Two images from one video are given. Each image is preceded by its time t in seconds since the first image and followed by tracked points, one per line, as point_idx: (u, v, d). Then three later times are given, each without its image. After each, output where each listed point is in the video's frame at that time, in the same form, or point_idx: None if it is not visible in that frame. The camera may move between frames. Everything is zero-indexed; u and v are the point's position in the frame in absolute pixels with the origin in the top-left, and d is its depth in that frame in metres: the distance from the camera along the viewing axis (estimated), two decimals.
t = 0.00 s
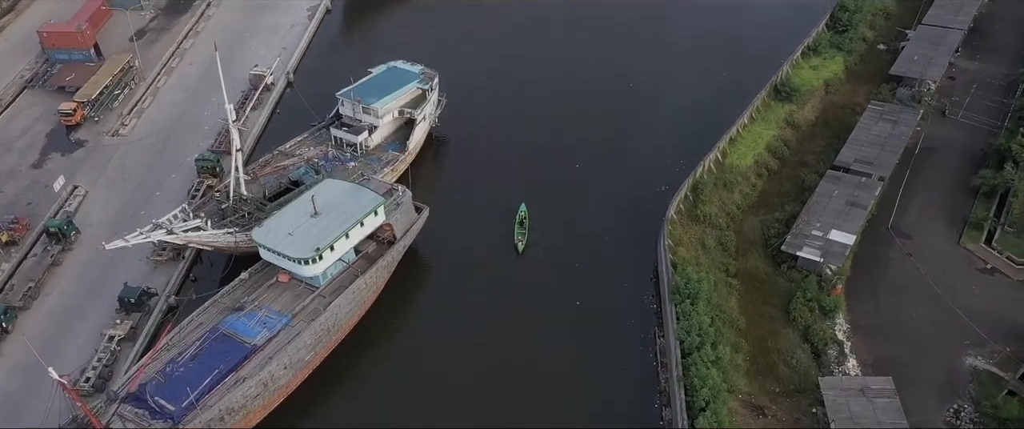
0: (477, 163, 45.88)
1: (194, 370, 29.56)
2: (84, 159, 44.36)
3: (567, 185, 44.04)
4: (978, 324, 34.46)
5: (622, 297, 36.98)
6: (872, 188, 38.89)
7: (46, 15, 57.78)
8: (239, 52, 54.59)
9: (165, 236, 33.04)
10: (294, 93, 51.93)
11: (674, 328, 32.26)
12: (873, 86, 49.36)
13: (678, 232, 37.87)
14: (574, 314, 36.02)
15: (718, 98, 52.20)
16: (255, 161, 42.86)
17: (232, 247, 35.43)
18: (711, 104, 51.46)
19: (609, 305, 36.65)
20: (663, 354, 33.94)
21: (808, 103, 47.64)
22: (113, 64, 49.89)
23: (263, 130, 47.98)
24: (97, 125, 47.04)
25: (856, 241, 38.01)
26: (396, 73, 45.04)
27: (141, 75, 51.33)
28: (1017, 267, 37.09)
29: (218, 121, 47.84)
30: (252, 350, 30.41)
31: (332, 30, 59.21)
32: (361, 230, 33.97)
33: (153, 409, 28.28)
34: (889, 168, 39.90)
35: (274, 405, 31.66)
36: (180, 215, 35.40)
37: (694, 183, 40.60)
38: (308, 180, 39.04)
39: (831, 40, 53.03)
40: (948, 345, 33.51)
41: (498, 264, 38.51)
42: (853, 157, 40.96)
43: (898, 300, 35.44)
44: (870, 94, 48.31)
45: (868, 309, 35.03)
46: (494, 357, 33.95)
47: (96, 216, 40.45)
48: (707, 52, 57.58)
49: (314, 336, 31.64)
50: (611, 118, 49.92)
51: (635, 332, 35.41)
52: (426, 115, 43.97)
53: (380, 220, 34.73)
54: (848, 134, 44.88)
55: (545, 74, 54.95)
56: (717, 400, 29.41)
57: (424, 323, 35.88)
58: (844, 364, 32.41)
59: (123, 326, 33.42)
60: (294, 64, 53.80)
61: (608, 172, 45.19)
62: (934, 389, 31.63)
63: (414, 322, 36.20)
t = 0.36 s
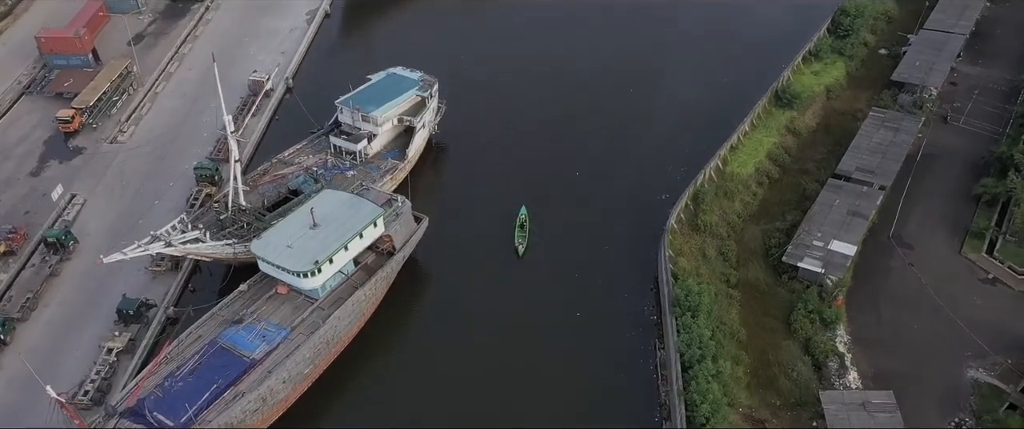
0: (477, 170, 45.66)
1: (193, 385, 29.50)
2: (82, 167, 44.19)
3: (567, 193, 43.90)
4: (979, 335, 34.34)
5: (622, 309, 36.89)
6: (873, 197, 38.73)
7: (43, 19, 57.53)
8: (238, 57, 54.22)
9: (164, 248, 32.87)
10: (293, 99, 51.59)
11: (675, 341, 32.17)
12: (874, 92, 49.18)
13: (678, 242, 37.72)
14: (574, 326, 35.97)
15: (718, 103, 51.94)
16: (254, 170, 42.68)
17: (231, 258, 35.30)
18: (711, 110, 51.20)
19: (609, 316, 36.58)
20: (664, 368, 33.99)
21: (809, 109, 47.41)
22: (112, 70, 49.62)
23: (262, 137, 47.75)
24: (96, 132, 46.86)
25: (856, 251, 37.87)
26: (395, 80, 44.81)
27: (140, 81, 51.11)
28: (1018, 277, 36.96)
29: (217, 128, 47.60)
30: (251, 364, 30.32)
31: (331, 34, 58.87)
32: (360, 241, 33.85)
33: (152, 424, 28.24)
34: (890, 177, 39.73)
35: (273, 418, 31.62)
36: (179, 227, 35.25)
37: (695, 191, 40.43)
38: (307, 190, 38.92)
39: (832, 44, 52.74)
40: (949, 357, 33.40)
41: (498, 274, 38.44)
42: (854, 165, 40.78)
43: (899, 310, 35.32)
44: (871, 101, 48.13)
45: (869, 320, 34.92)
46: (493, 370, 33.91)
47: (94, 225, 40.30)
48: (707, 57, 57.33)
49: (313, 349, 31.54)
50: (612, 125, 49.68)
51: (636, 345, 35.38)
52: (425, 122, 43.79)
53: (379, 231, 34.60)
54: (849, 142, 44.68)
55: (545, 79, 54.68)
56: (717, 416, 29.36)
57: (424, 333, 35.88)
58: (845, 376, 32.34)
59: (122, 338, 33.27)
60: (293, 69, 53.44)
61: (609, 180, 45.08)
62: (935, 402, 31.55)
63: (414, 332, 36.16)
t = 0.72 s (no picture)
0: (477, 174, 45.35)
1: (192, 397, 29.47)
2: (80, 173, 44.02)
3: (567, 198, 43.69)
4: (980, 344, 34.25)
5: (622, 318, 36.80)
6: (874, 204, 38.58)
7: (41, 21, 57.20)
8: (236, 59, 53.74)
9: (162, 258, 32.73)
10: (292, 103, 51.24)
11: (675, 351, 32.10)
12: (875, 96, 48.97)
13: (679, 249, 37.57)
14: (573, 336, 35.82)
15: (719, 106, 51.65)
16: (253, 176, 42.47)
17: (230, 268, 35.14)
18: (713, 112, 50.86)
19: (608, 325, 36.42)
20: (664, 378, 33.91)
21: (810, 113, 47.17)
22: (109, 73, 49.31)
23: (260, 142, 47.51)
24: (93, 137, 46.62)
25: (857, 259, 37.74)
26: (394, 85, 44.57)
27: (138, 84, 50.80)
28: (1020, 286, 36.84)
29: (215, 132, 47.33)
30: (250, 376, 30.26)
31: (330, 35, 58.49)
32: (359, 251, 33.73)
33: None
34: (892, 184, 39.56)
35: None
36: (177, 236, 35.09)
37: (696, 197, 40.24)
38: (306, 197, 38.77)
39: (832, 47, 52.30)
40: (950, 366, 33.34)
41: (497, 281, 38.31)
42: (855, 171, 40.60)
43: (900, 319, 35.23)
44: (873, 105, 47.92)
45: (870, 329, 34.83)
46: (493, 380, 33.86)
47: (92, 232, 40.15)
48: (708, 58, 56.92)
49: (312, 360, 31.48)
50: (612, 128, 49.39)
51: (635, 354, 35.26)
52: (425, 128, 43.59)
53: (378, 240, 34.47)
54: (850, 147, 44.47)
55: (545, 81, 54.32)
56: None
57: (424, 342, 35.82)
58: (845, 387, 32.28)
59: (120, 349, 33.25)
60: (292, 72, 53.07)
61: (608, 185, 44.82)
62: (936, 413, 31.49)
63: (414, 341, 36.09)
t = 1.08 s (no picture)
0: (476, 182, 45.11)
1: (191, 412, 29.37)
2: (79, 181, 43.86)
3: (567, 205, 43.52)
4: (982, 356, 34.17)
5: (622, 329, 36.70)
6: (875, 214, 38.44)
7: (38, 26, 56.89)
8: (235, 64, 53.45)
9: (160, 271, 32.62)
10: (291, 110, 51.00)
11: (676, 364, 32.02)
12: (876, 102, 48.78)
13: (679, 260, 37.43)
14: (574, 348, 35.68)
15: (720, 111, 51.37)
16: (251, 184, 42.27)
17: (228, 279, 35.00)
18: (714, 117, 50.57)
19: (608, 336, 36.28)
20: (664, 390, 33.82)
21: (811, 120, 46.96)
22: (107, 79, 49.06)
23: (259, 150, 47.31)
24: (92, 145, 46.42)
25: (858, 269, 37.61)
26: (393, 92, 44.38)
27: (136, 90, 50.52)
28: (1021, 296, 36.71)
29: (214, 139, 47.14)
30: (249, 390, 30.18)
31: (329, 40, 58.21)
32: (359, 264, 33.65)
33: None
34: (893, 193, 39.42)
35: None
36: (176, 248, 34.95)
37: (696, 207, 40.09)
38: (305, 206, 38.66)
39: (834, 52, 51.97)
40: (951, 378, 33.26)
41: (497, 291, 38.16)
42: (856, 180, 40.44)
43: (901, 331, 35.13)
44: (874, 111, 47.73)
45: (871, 340, 34.73)
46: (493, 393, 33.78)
47: (90, 242, 40.00)
48: (709, 61, 56.57)
49: (312, 374, 31.42)
50: (612, 133, 49.11)
51: (635, 366, 35.12)
52: (424, 136, 43.41)
53: (377, 252, 34.38)
54: (851, 155, 44.29)
55: (545, 85, 54.01)
56: None
57: (424, 353, 35.74)
58: (846, 400, 32.21)
59: (119, 361, 33.21)
60: (291, 78, 52.86)
61: (609, 192, 44.57)
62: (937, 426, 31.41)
63: (413, 352, 35.99)
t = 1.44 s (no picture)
0: (476, 189, 44.89)
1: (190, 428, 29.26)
2: (77, 189, 43.70)
3: (567, 213, 43.32)
4: (983, 370, 34.07)
5: (622, 341, 36.56)
6: (876, 225, 38.30)
7: (36, 32, 56.65)
8: (233, 71, 53.23)
9: (159, 285, 32.49)
10: (290, 116, 50.78)
11: (676, 378, 31.94)
12: (877, 109, 48.57)
13: (679, 271, 37.30)
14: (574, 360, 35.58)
15: (721, 117, 51.09)
16: (250, 194, 42.13)
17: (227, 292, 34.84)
18: (715, 122, 50.24)
19: (608, 348, 36.17)
20: (664, 403, 33.71)
21: (812, 128, 46.80)
22: (106, 87, 48.82)
23: (258, 157, 47.11)
24: (90, 153, 46.24)
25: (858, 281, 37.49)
26: (393, 100, 44.23)
27: (134, 97, 50.32)
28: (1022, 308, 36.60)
29: (213, 147, 46.96)
30: (248, 405, 30.07)
31: (328, 44, 57.92)
32: (357, 277, 33.52)
33: None
34: (894, 203, 39.31)
35: None
36: (174, 260, 34.80)
37: (697, 217, 39.95)
38: (304, 218, 38.59)
39: (835, 59, 51.80)
40: (951, 392, 33.19)
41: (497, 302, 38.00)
42: (857, 190, 40.29)
43: (902, 343, 35.02)
44: (875, 118, 47.53)
45: (872, 353, 34.64)
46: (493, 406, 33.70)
47: (88, 252, 39.86)
48: (710, 64, 56.17)
49: (312, 388, 31.31)
50: (612, 140, 48.84)
51: (634, 379, 35.02)
52: (424, 145, 43.25)
53: (376, 264, 34.24)
54: (852, 163, 44.13)
55: (544, 89, 53.68)
56: None
57: (423, 366, 35.58)
58: (846, 414, 32.10)
59: (117, 375, 33.10)
60: (290, 84, 52.61)
61: (609, 199, 44.33)
62: None
63: (413, 365, 35.85)
